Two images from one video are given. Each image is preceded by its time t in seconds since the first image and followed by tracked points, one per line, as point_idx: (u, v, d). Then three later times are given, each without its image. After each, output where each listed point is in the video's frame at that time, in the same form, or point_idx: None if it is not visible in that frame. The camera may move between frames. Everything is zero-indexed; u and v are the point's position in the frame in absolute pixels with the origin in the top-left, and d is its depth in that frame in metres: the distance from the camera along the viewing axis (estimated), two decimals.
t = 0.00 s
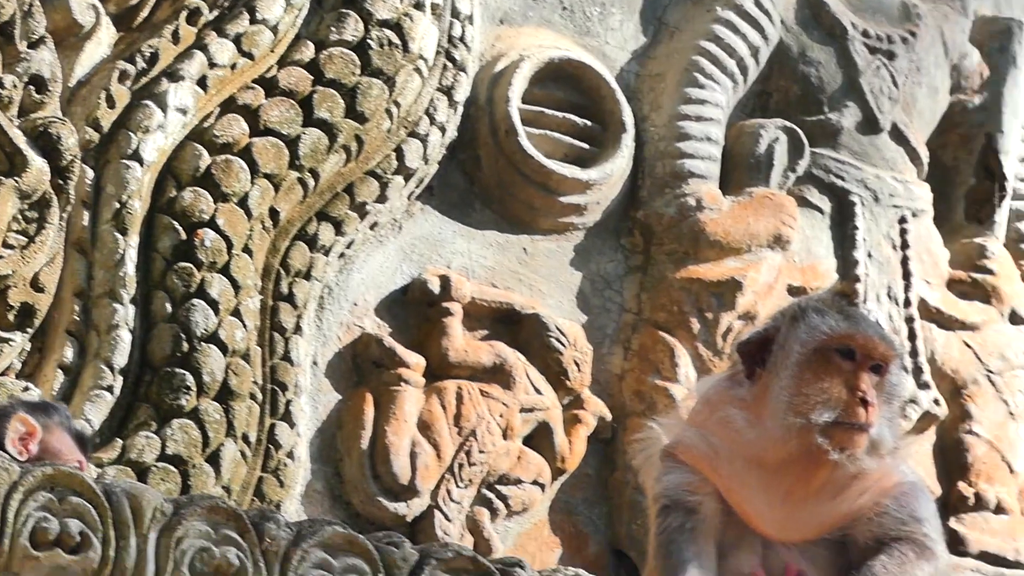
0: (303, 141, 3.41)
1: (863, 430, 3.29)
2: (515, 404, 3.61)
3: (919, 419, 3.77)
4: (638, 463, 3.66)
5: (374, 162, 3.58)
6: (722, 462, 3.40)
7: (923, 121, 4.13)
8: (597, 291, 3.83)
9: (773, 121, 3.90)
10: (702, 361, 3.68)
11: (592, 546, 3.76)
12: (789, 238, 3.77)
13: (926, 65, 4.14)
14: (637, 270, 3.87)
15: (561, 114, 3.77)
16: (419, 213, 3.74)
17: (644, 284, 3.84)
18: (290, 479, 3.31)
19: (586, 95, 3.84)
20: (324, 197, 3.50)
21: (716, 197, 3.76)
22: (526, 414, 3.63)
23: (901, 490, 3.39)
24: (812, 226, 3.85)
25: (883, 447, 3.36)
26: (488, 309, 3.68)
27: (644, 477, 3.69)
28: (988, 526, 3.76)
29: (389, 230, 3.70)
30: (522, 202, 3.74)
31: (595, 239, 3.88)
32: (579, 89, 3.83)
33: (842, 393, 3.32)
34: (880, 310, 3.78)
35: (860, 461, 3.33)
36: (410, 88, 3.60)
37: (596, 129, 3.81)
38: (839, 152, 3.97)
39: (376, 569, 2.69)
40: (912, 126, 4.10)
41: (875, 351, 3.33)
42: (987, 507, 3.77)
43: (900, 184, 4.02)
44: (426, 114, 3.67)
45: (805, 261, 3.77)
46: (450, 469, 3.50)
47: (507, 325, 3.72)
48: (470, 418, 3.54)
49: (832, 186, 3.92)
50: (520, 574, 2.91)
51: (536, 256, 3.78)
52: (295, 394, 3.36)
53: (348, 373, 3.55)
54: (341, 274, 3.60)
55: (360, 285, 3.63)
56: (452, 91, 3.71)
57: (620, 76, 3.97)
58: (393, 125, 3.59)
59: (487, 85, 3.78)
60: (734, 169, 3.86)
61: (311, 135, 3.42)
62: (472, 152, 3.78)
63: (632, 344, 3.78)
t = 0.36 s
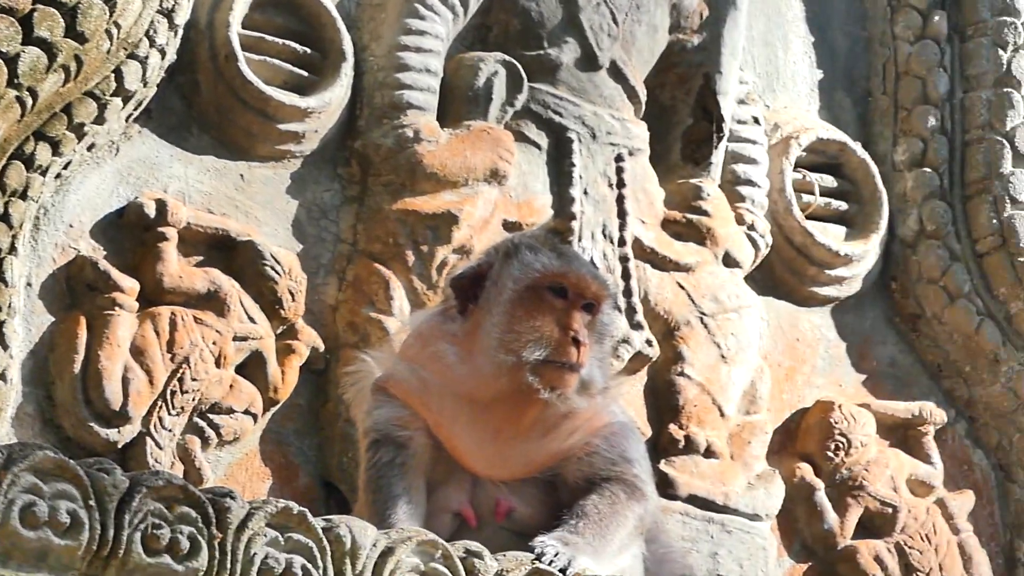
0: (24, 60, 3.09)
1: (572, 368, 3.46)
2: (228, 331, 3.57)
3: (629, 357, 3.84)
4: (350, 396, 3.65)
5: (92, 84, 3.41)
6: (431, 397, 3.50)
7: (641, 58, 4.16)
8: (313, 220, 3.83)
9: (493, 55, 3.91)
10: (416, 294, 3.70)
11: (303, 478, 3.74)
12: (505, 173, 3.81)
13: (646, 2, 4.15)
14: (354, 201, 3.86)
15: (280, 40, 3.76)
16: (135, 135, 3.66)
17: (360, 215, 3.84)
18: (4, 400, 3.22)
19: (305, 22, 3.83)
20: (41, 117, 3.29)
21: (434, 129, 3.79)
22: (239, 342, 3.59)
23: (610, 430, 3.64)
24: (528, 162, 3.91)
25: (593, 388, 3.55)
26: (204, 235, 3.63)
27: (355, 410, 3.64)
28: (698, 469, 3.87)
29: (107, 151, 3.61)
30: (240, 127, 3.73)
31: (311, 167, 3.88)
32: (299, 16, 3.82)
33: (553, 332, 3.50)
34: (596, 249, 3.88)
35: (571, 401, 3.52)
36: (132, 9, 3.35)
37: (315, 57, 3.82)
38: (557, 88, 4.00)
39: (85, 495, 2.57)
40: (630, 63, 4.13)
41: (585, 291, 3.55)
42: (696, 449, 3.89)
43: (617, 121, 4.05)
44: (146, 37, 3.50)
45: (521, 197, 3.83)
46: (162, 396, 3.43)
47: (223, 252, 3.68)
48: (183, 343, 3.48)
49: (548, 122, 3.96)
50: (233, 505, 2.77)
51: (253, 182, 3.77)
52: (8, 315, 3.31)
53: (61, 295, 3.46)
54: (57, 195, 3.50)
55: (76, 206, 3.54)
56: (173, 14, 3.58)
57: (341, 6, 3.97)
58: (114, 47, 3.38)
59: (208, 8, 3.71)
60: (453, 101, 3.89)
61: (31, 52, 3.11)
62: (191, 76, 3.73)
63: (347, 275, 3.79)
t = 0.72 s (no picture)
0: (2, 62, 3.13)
1: (547, 363, 3.46)
2: (209, 332, 3.57)
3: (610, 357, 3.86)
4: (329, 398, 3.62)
5: (71, 85, 3.41)
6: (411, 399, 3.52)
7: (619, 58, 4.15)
8: (293, 221, 3.83)
9: (470, 55, 3.91)
10: (396, 294, 3.70)
11: (285, 479, 3.72)
12: (485, 173, 3.82)
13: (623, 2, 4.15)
14: (333, 201, 3.85)
15: (258, 41, 3.76)
16: (116, 137, 3.66)
17: (340, 216, 3.82)
18: None
19: (283, 23, 3.83)
20: (21, 118, 3.31)
21: (412, 129, 3.79)
22: (220, 343, 3.59)
23: (592, 429, 3.63)
24: (507, 161, 3.91)
25: (572, 383, 3.55)
26: (184, 236, 3.63)
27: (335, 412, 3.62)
28: (679, 468, 3.87)
29: (87, 153, 3.60)
30: (219, 128, 3.73)
31: (291, 168, 3.88)
32: (278, 17, 3.82)
33: (526, 326, 3.50)
34: (575, 249, 3.88)
35: (550, 397, 3.52)
36: (110, 11, 3.40)
37: (294, 58, 3.82)
38: (535, 88, 4.00)
39: (70, 496, 2.57)
40: (609, 63, 4.12)
41: (556, 284, 3.54)
42: (678, 449, 3.89)
43: (595, 121, 4.05)
44: (124, 38, 3.51)
45: (501, 197, 3.83)
46: (144, 397, 3.44)
47: (203, 252, 3.68)
48: (164, 344, 3.48)
49: (527, 122, 3.95)
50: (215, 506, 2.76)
51: (232, 183, 3.77)
52: None
53: (42, 297, 3.46)
54: (37, 196, 3.50)
55: (56, 208, 3.54)
56: (151, 15, 3.59)
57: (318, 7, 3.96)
58: (92, 48, 3.39)
59: (185, 9, 3.72)
60: (430, 101, 3.88)
61: (9, 54, 3.15)
62: (169, 77, 3.73)
63: (327, 275, 3.78)
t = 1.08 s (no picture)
0: None
1: (508, 341, 3.46)
2: (206, 325, 3.59)
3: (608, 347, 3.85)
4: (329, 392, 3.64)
5: (65, 80, 3.42)
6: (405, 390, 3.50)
7: (613, 46, 4.12)
8: (288, 213, 3.82)
9: (463, 45, 3.90)
10: (392, 285, 3.70)
11: (285, 471, 3.73)
12: (480, 163, 3.81)
13: None
14: (328, 193, 3.85)
15: (250, 34, 3.75)
16: (110, 131, 3.66)
17: (336, 208, 3.82)
18: None
19: (276, 16, 3.82)
20: (15, 114, 3.33)
21: (405, 121, 3.79)
22: (218, 336, 3.61)
23: (591, 417, 3.63)
24: (501, 151, 3.89)
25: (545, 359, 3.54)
26: (180, 230, 3.63)
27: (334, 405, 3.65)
28: (679, 455, 3.87)
29: (81, 148, 3.60)
30: (212, 122, 3.73)
31: (287, 160, 3.86)
32: (270, 10, 3.81)
33: (481, 308, 3.49)
34: (571, 238, 3.86)
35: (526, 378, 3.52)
36: (103, 7, 3.38)
37: (286, 50, 3.81)
38: (529, 77, 3.97)
39: (68, 491, 2.55)
40: (601, 51, 4.09)
41: (508, 259, 3.52)
42: (677, 436, 3.88)
43: (589, 109, 4.02)
44: (116, 32, 3.51)
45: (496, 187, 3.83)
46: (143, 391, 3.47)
47: (198, 246, 3.68)
48: (162, 339, 3.50)
49: (521, 112, 3.93)
50: (217, 499, 2.72)
51: (227, 176, 3.76)
52: None
53: (39, 292, 3.47)
54: (33, 191, 3.50)
55: (51, 203, 3.54)
56: (143, 8, 3.58)
57: None
58: (84, 43, 3.40)
59: (176, 3, 3.70)
60: (423, 92, 3.88)
61: (3, 50, 3.15)
62: (161, 71, 3.72)
63: (323, 267, 3.77)
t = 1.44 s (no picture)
0: (52, 52, 3.31)
1: (571, 341, 3.53)
2: (261, 314, 3.66)
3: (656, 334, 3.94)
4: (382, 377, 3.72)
5: (121, 74, 3.52)
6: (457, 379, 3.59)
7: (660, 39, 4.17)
8: (342, 205, 3.89)
9: (513, 38, 3.97)
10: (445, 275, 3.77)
11: (340, 457, 3.78)
12: (529, 154, 3.88)
13: None
14: (380, 183, 3.91)
15: (303, 28, 3.82)
16: (166, 124, 3.73)
17: (388, 198, 3.88)
18: (43, 386, 3.33)
19: (328, 10, 3.89)
20: (73, 106, 3.45)
21: (457, 113, 3.85)
22: (273, 325, 3.68)
23: (640, 404, 3.69)
24: (551, 142, 3.95)
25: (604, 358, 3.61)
26: (235, 221, 3.70)
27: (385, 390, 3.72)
28: (727, 440, 3.94)
29: (138, 140, 3.67)
30: (266, 115, 3.79)
31: (340, 152, 3.93)
32: (323, 4, 3.87)
33: (548, 309, 3.56)
34: (620, 228, 3.93)
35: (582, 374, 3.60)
36: None
37: (339, 44, 3.88)
38: (577, 70, 4.04)
39: (128, 476, 2.64)
40: (649, 43, 4.15)
41: (575, 262, 3.58)
42: (725, 422, 3.96)
43: (637, 101, 4.08)
44: (171, 27, 3.61)
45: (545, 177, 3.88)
46: (199, 378, 3.54)
47: (253, 237, 3.75)
48: (218, 327, 3.58)
49: (570, 103, 4.00)
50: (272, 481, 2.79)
51: (282, 168, 3.83)
52: (46, 303, 3.38)
53: (97, 282, 3.55)
54: (91, 183, 3.58)
55: (109, 194, 3.61)
56: (198, 4, 3.66)
57: None
58: (139, 37, 3.52)
59: None
60: (474, 86, 3.95)
61: (59, 45, 3.32)
62: (216, 65, 3.79)
63: (376, 258, 3.84)
